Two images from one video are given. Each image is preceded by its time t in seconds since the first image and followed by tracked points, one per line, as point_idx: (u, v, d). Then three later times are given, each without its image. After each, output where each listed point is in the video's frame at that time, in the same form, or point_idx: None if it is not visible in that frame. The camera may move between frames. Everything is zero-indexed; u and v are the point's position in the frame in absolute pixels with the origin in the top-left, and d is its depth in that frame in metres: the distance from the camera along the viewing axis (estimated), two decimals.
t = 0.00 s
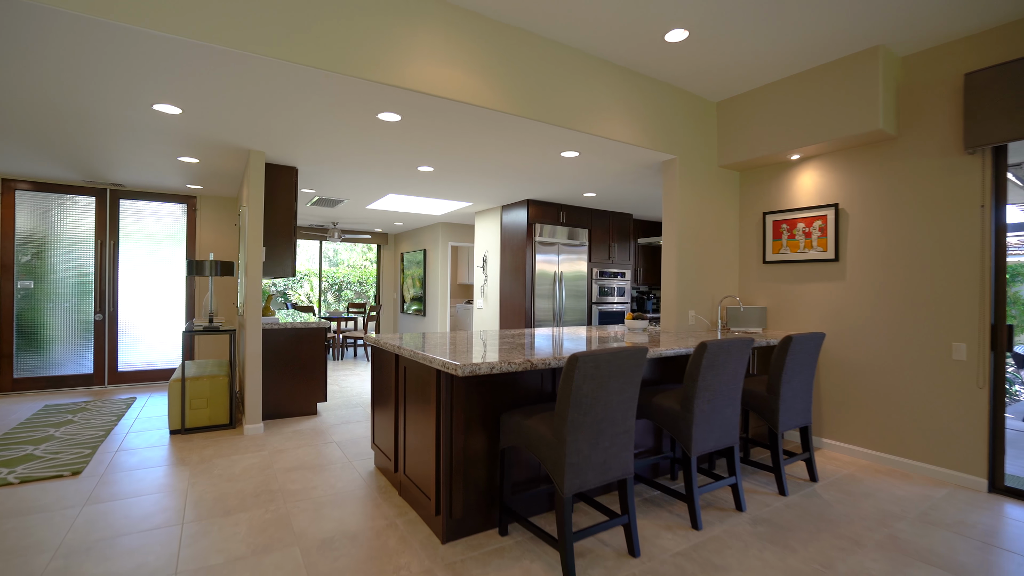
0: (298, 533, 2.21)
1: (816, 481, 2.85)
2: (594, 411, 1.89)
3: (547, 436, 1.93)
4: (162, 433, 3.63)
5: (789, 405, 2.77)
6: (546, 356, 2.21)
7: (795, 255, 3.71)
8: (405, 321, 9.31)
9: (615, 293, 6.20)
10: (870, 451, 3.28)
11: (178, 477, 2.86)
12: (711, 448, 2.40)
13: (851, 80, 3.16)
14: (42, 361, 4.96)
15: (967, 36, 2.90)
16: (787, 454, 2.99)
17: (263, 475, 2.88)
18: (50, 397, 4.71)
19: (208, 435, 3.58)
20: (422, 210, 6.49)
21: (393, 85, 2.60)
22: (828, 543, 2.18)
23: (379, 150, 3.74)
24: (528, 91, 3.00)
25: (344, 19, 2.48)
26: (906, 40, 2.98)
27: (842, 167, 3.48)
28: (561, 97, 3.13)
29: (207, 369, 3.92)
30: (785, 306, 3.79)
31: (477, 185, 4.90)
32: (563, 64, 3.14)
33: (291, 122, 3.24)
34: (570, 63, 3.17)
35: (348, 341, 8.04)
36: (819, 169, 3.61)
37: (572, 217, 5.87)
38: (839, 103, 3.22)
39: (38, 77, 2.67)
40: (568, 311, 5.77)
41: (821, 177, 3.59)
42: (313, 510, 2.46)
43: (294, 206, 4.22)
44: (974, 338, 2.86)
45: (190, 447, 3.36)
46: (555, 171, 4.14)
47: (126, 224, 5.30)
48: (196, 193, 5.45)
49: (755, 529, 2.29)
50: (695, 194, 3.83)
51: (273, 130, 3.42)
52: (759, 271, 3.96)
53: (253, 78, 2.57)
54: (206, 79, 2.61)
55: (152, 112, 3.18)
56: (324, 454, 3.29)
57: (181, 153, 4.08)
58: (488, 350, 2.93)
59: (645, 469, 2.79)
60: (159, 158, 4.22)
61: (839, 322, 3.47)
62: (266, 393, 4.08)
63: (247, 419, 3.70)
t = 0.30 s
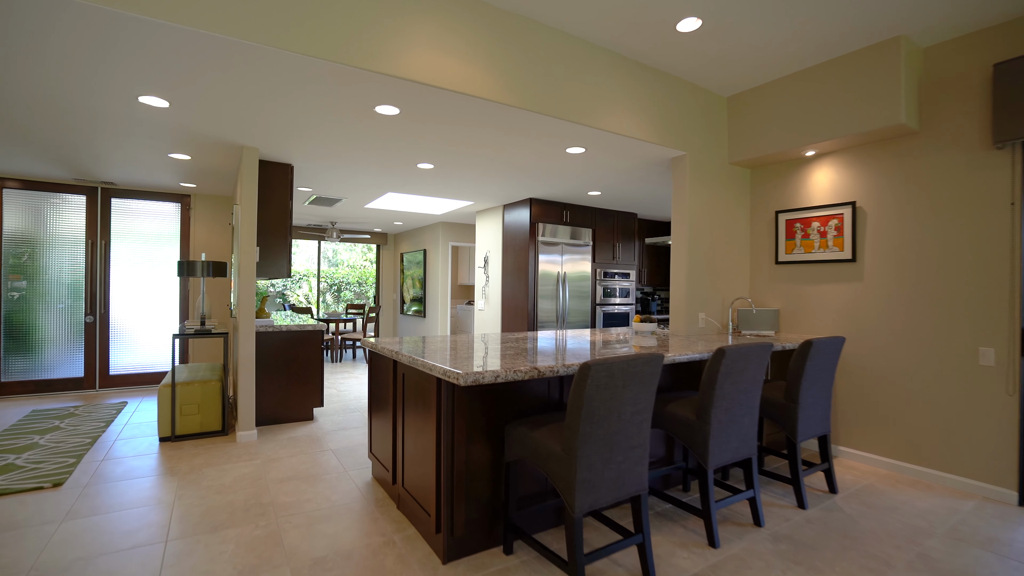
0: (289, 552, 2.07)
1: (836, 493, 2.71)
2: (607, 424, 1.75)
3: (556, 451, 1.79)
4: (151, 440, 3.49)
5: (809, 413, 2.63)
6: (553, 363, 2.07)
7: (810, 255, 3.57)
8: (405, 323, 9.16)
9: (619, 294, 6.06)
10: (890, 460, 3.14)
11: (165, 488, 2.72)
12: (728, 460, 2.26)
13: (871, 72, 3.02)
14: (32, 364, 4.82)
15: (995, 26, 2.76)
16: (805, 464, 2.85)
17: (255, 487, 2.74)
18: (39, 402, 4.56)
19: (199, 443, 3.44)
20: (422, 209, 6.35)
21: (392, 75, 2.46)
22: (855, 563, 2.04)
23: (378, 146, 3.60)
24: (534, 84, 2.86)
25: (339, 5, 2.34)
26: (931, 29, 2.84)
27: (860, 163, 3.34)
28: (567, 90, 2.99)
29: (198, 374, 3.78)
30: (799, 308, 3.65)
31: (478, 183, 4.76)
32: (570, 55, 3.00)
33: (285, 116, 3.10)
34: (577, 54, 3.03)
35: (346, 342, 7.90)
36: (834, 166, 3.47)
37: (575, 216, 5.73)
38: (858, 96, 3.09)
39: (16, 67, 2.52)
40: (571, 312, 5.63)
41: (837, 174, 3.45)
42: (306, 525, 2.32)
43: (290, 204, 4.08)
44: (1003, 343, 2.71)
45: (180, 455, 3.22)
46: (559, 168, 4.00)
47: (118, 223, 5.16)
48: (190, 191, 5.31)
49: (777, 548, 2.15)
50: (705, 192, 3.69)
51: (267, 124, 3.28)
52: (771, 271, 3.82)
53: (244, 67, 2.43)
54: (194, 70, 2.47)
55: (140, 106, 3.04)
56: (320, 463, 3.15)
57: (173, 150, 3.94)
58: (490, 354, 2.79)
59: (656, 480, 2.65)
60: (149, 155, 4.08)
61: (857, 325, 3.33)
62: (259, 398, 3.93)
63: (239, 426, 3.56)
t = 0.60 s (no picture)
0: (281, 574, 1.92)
1: (862, 506, 2.56)
2: (627, 438, 1.60)
3: (571, 467, 1.64)
4: (139, 448, 3.33)
5: (834, 421, 2.48)
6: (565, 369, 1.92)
7: (828, 254, 3.42)
8: (405, 324, 8.99)
9: (625, 294, 5.92)
10: (916, 470, 2.98)
11: (152, 501, 2.56)
12: (752, 473, 2.10)
13: (897, 62, 2.87)
14: (20, 367, 4.67)
15: None
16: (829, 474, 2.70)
17: (247, 499, 2.59)
18: (27, 406, 4.41)
19: (191, 451, 3.28)
20: (423, 208, 6.20)
21: (392, 62, 2.31)
22: None
23: (377, 140, 3.45)
24: (542, 73, 2.71)
25: None
26: (962, 15, 2.69)
27: (882, 158, 3.18)
28: (577, 80, 2.84)
29: (190, 378, 3.63)
30: (816, 310, 3.50)
31: (481, 180, 4.62)
32: (580, 43, 2.85)
33: (280, 108, 2.95)
34: (587, 42, 2.88)
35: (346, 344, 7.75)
36: (855, 160, 3.31)
37: (580, 214, 5.58)
38: (883, 86, 2.93)
39: None
40: (576, 314, 5.48)
41: (858, 170, 3.30)
42: (301, 543, 2.17)
43: (286, 202, 3.92)
44: None
45: (170, 464, 3.07)
46: (566, 163, 3.85)
47: (109, 222, 5.01)
48: (184, 189, 5.16)
49: (806, 568, 2.00)
50: (718, 189, 3.54)
51: (261, 116, 3.13)
52: (787, 271, 3.67)
53: (234, 53, 2.28)
54: (182, 56, 2.32)
55: (127, 97, 2.89)
56: (316, 472, 3.00)
57: (164, 145, 3.79)
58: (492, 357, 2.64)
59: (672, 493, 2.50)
60: (140, 151, 3.93)
61: (879, 327, 3.17)
62: (254, 403, 3.78)
63: (233, 432, 3.41)
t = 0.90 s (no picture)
0: None
1: (891, 521, 2.42)
2: (652, 454, 1.46)
3: (590, 488, 1.50)
4: (128, 457, 3.18)
5: (863, 431, 2.34)
6: (580, 379, 1.77)
7: (848, 254, 3.28)
8: (405, 325, 8.86)
9: (631, 295, 5.77)
10: (943, 481, 2.84)
11: (138, 514, 2.42)
12: (780, 489, 1.96)
13: (925, 50, 2.73)
14: (9, 370, 4.52)
15: None
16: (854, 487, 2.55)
17: (239, 513, 2.44)
18: (14, 410, 4.26)
19: (182, 459, 3.14)
20: (424, 206, 6.05)
21: (394, 47, 2.17)
22: None
23: (378, 134, 3.30)
24: (552, 61, 2.57)
25: None
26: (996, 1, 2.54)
27: (906, 153, 3.04)
28: (589, 70, 2.70)
29: (182, 382, 3.48)
30: (835, 312, 3.36)
31: (485, 178, 4.48)
32: (592, 31, 2.71)
33: (276, 99, 2.81)
34: (599, 29, 2.74)
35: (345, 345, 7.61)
36: (877, 156, 3.17)
37: (586, 213, 5.43)
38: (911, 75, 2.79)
39: None
40: (582, 315, 5.34)
41: (879, 166, 3.15)
42: (294, 563, 2.02)
43: (283, 199, 3.78)
44: None
45: (160, 474, 2.93)
46: (574, 159, 3.71)
47: (101, 220, 4.86)
48: (178, 186, 5.02)
49: None
50: (733, 185, 3.40)
51: (256, 109, 2.99)
52: (804, 272, 3.53)
53: (225, 37, 2.14)
54: (170, 40, 2.17)
55: (114, 87, 2.74)
56: (313, 483, 2.85)
57: (155, 139, 3.65)
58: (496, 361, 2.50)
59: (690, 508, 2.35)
60: (131, 146, 3.79)
61: (904, 331, 3.03)
62: (249, 409, 3.64)
63: (226, 439, 3.26)
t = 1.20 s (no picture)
0: None
1: (922, 536, 2.27)
2: (678, 472, 1.31)
3: (609, 509, 1.35)
4: (114, 466, 3.03)
5: (894, 441, 2.18)
6: (595, 387, 1.63)
7: (870, 252, 3.13)
8: (405, 326, 8.71)
9: (637, 295, 5.63)
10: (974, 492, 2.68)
11: (119, 530, 2.26)
12: (810, 505, 1.81)
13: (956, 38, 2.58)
14: None
15: None
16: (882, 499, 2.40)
17: (227, 529, 2.29)
18: None
19: (170, 468, 2.99)
20: (425, 205, 5.91)
21: (391, 28, 2.01)
22: None
23: (376, 126, 3.15)
24: (560, 47, 2.42)
25: None
26: None
27: (931, 145, 2.89)
28: (599, 57, 2.56)
29: (171, 387, 3.33)
30: (856, 313, 3.21)
31: (487, 174, 4.33)
32: (601, 15, 2.56)
33: (268, 88, 2.66)
34: (610, 14, 2.59)
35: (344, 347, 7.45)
36: (901, 148, 3.02)
37: (591, 212, 5.29)
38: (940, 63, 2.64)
39: None
40: (587, 316, 5.19)
41: (902, 159, 3.01)
42: None
43: (277, 196, 3.63)
44: None
45: (146, 485, 2.78)
46: (580, 154, 3.56)
47: (90, 218, 4.71)
48: (171, 184, 4.87)
49: None
50: (748, 181, 3.25)
51: (248, 100, 2.84)
52: (822, 271, 3.38)
53: (210, 19, 1.99)
54: (152, 23, 2.02)
55: (96, 77, 2.59)
56: (307, 494, 2.70)
57: (144, 134, 3.50)
58: (500, 364, 2.35)
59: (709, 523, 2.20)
60: (119, 141, 3.64)
61: (930, 332, 2.88)
62: (242, 414, 3.49)
63: (217, 447, 3.12)
